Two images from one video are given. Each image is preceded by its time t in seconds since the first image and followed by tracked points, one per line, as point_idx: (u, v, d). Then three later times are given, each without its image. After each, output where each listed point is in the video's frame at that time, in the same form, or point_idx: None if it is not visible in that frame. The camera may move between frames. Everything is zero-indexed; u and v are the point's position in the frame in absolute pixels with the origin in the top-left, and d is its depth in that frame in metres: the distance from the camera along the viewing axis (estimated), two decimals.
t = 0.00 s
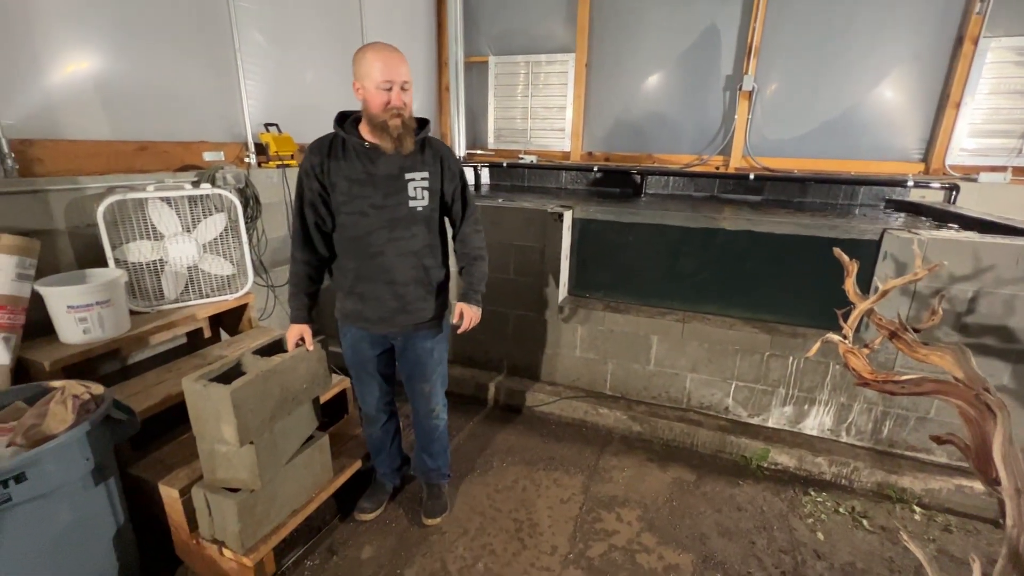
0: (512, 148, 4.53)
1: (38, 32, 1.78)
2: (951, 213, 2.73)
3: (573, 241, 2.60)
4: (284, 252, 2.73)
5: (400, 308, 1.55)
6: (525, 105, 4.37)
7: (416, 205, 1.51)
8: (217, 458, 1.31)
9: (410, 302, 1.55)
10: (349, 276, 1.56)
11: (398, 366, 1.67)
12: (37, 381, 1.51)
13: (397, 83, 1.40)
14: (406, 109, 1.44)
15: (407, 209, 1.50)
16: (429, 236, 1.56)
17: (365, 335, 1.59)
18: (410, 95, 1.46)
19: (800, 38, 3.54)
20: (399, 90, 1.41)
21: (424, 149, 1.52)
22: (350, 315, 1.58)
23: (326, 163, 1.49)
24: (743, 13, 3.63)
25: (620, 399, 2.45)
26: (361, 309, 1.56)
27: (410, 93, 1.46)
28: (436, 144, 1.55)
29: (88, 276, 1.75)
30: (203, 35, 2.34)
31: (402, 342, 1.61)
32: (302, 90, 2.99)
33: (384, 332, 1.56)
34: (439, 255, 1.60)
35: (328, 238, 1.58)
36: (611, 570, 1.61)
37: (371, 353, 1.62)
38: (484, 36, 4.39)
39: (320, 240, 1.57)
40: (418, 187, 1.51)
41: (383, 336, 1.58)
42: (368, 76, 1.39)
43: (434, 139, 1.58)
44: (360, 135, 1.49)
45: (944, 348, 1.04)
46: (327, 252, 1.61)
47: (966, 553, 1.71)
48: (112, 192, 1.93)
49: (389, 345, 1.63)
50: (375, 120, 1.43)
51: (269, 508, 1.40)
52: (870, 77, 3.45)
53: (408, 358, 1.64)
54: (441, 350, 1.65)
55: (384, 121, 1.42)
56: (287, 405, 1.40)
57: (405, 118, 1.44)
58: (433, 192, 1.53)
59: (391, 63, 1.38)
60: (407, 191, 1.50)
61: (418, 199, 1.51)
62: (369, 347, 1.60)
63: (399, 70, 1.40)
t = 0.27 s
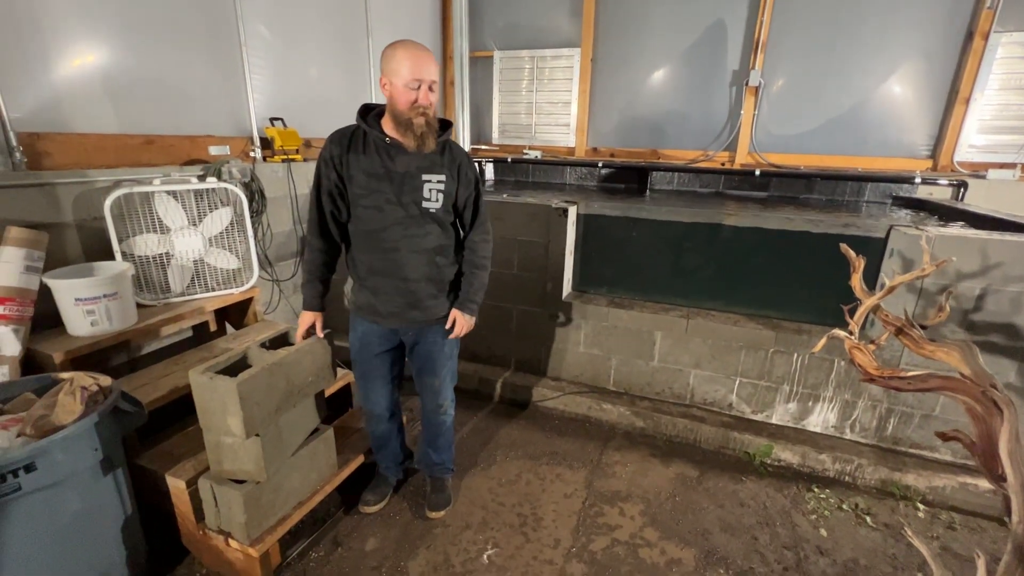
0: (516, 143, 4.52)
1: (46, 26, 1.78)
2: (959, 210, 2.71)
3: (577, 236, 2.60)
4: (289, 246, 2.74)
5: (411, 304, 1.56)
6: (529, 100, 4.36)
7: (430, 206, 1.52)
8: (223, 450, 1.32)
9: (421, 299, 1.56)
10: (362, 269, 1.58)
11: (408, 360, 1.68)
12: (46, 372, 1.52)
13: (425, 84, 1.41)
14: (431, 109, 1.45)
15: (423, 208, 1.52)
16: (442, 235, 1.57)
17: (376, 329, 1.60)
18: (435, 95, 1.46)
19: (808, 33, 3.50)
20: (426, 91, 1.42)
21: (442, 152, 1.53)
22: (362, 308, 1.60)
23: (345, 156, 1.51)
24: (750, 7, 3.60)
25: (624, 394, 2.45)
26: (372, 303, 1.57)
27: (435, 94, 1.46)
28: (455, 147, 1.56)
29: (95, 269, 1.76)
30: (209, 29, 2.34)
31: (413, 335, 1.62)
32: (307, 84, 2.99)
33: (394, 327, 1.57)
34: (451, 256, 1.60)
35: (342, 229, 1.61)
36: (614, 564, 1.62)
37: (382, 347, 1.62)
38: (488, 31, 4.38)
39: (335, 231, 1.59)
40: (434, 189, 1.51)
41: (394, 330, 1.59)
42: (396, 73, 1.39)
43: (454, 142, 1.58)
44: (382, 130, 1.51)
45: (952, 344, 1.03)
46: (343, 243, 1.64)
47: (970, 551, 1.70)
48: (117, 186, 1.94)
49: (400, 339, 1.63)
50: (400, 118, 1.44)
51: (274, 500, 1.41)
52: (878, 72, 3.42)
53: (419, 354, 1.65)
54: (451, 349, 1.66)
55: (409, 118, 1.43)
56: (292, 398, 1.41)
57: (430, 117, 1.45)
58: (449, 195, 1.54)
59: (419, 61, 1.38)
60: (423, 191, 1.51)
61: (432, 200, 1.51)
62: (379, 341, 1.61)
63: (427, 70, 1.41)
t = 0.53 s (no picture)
0: (517, 140, 4.51)
1: (45, 21, 1.78)
2: (959, 207, 2.71)
3: (577, 233, 2.60)
4: (289, 242, 2.74)
5: (418, 301, 1.56)
6: (530, 96, 4.35)
7: (442, 202, 1.52)
8: (223, 445, 1.33)
9: (428, 296, 1.56)
10: (370, 266, 1.58)
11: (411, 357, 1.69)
12: (46, 368, 1.53)
13: (442, 84, 1.42)
14: (446, 109, 1.46)
15: (434, 205, 1.52)
16: (452, 233, 1.57)
17: (380, 325, 1.60)
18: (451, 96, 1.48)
19: (810, 30, 3.49)
20: (442, 91, 1.43)
21: (455, 150, 1.54)
22: (368, 304, 1.60)
23: (360, 152, 1.53)
24: (751, 4, 3.58)
25: (623, 391, 2.46)
26: (379, 299, 1.57)
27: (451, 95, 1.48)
28: (468, 146, 1.58)
29: (95, 265, 1.76)
30: (208, 24, 2.33)
31: (417, 332, 1.62)
32: (307, 80, 2.98)
33: (399, 324, 1.57)
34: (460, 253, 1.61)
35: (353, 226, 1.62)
36: (612, 560, 1.62)
37: (385, 343, 1.62)
38: (489, 27, 4.36)
39: (346, 227, 1.61)
40: (446, 186, 1.52)
41: (398, 326, 1.59)
42: (413, 73, 1.40)
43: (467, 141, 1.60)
44: (396, 128, 1.52)
45: (951, 343, 1.04)
46: (354, 240, 1.66)
47: (968, 548, 1.71)
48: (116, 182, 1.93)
49: (403, 336, 1.64)
50: (415, 116, 1.46)
51: (274, 496, 1.42)
52: (880, 70, 3.41)
53: (422, 351, 1.65)
54: (454, 348, 1.66)
55: (425, 118, 1.45)
56: (292, 394, 1.42)
57: (445, 117, 1.47)
58: (461, 192, 1.55)
59: (436, 62, 1.39)
60: (435, 188, 1.52)
61: (445, 197, 1.52)
62: (383, 337, 1.61)
63: (444, 71, 1.42)
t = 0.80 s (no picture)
0: (515, 137, 4.50)
1: (38, 17, 1.76)
2: (955, 205, 2.71)
3: (575, 231, 2.60)
4: (287, 239, 2.73)
5: (415, 298, 1.55)
6: (528, 93, 4.34)
7: (443, 198, 1.51)
8: (220, 442, 1.33)
9: (426, 292, 1.55)
10: (369, 260, 1.59)
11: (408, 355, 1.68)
12: (41, 366, 1.52)
13: (445, 80, 1.43)
14: (449, 106, 1.47)
15: (434, 201, 1.52)
16: (451, 229, 1.55)
17: (377, 322, 1.60)
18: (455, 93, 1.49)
19: (808, 27, 3.49)
20: (445, 86, 1.44)
21: (459, 145, 1.53)
22: (366, 300, 1.60)
23: (362, 148, 1.55)
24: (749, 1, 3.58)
25: (620, 388, 2.46)
26: (377, 295, 1.58)
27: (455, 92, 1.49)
28: (471, 141, 1.56)
29: (90, 262, 1.76)
30: (204, 20, 2.32)
31: (414, 330, 1.61)
32: (304, 77, 2.97)
33: (397, 321, 1.57)
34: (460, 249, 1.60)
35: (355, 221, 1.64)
36: (609, 557, 1.63)
37: (382, 341, 1.62)
38: (487, 23, 4.35)
39: (348, 222, 1.63)
40: (448, 181, 1.51)
41: (395, 324, 1.59)
42: (418, 68, 1.42)
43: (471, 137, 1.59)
44: (400, 125, 1.53)
45: (946, 339, 1.04)
46: (355, 235, 1.67)
47: (963, 544, 1.72)
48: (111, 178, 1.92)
49: (400, 333, 1.63)
50: (419, 111, 1.47)
51: (270, 493, 1.42)
52: (877, 67, 3.41)
53: (419, 349, 1.65)
54: (451, 347, 1.65)
55: (428, 113, 1.45)
56: (289, 391, 1.41)
57: (448, 113, 1.47)
58: (463, 187, 1.53)
59: (440, 57, 1.41)
60: (436, 184, 1.51)
61: (446, 192, 1.51)
62: (380, 334, 1.61)
63: (448, 67, 1.44)
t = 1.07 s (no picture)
0: (511, 134, 4.50)
1: (29, 13, 1.75)
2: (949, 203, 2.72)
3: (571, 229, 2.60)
4: (282, 238, 2.72)
5: (412, 296, 1.55)
6: (524, 91, 4.33)
7: (440, 195, 1.51)
8: (214, 441, 1.32)
9: (423, 290, 1.55)
10: (366, 259, 1.59)
11: (405, 353, 1.67)
12: (34, 365, 1.51)
13: (442, 77, 1.43)
14: (446, 104, 1.47)
15: (432, 198, 1.51)
16: (449, 227, 1.55)
17: (374, 320, 1.60)
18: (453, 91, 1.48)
19: (803, 25, 3.49)
20: (442, 84, 1.44)
21: (457, 143, 1.52)
22: (363, 298, 1.60)
23: (360, 146, 1.54)
24: None
25: (617, 386, 2.46)
26: (373, 293, 1.57)
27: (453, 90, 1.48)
28: (470, 139, 1.55)
29: (83, 261, 1.74)
30: (198, 16, 2.30)
31: (411, 328, 1.61)
32: (299, 74, 2.96)
33: (393, 318, 1.57)
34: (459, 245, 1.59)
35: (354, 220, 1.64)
36: (605, 554, 1.63)
37: (379, 339, 1.62)
38: (483, 20, 4.33)
39: (346, 220, 1.62)
40: (445, 179, 1.51)
41: (392, 322, 1.58)
42: (416, 65, 1.42)
43: (470, 134, 1.58)
44: (398, 122, 1.53)
45: (938, 336, 1.05)
46: (353, 233, 1.67)
47: (956, 539, 1.73)
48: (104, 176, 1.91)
49: (397, 331, 1.63)
50: (415, 108, 1.46)
51: (266, 492, 1.41)
52: (872, 65, 3.42)
53: (416, 347, 1.64)
54: (449, 345, 1.65)
55: (424, 111, 1.45)
56: (284, 390, 1.41)
57: (445, 110, 1.47)
58: (461, 184, 1.52)
59: (438, 55, 1.41)
60: (433, 181, 1.50)
61: (443, 190, 1.51)
62: (377, 332, 1.61)
63: (446, 65, 1.44)
